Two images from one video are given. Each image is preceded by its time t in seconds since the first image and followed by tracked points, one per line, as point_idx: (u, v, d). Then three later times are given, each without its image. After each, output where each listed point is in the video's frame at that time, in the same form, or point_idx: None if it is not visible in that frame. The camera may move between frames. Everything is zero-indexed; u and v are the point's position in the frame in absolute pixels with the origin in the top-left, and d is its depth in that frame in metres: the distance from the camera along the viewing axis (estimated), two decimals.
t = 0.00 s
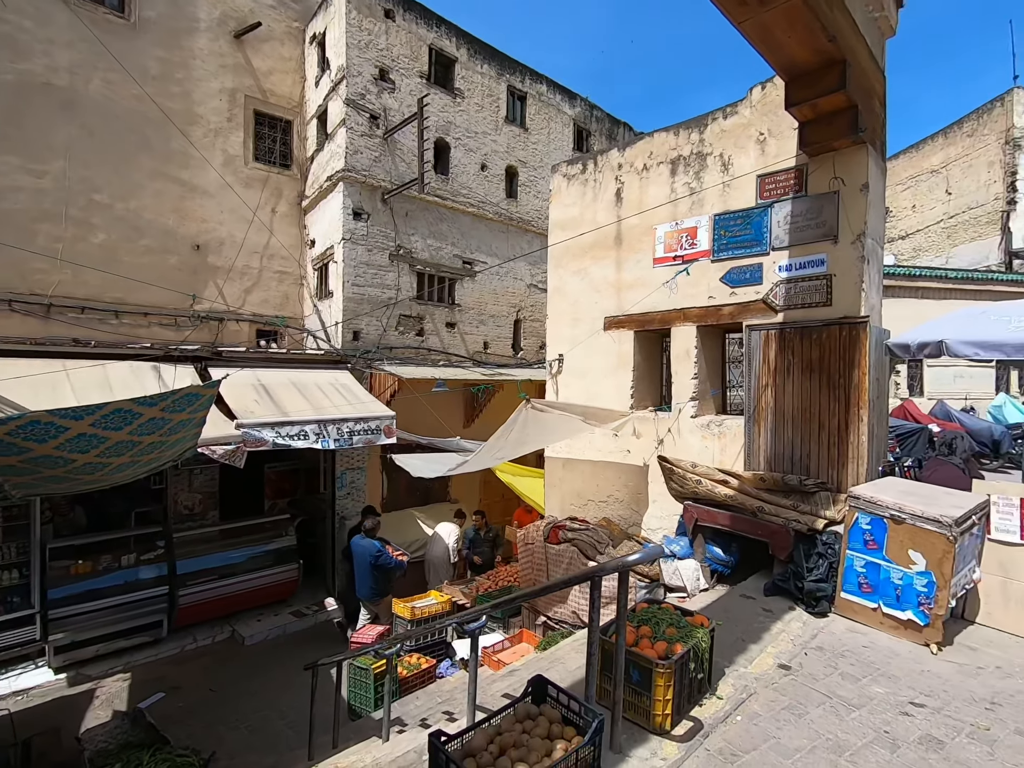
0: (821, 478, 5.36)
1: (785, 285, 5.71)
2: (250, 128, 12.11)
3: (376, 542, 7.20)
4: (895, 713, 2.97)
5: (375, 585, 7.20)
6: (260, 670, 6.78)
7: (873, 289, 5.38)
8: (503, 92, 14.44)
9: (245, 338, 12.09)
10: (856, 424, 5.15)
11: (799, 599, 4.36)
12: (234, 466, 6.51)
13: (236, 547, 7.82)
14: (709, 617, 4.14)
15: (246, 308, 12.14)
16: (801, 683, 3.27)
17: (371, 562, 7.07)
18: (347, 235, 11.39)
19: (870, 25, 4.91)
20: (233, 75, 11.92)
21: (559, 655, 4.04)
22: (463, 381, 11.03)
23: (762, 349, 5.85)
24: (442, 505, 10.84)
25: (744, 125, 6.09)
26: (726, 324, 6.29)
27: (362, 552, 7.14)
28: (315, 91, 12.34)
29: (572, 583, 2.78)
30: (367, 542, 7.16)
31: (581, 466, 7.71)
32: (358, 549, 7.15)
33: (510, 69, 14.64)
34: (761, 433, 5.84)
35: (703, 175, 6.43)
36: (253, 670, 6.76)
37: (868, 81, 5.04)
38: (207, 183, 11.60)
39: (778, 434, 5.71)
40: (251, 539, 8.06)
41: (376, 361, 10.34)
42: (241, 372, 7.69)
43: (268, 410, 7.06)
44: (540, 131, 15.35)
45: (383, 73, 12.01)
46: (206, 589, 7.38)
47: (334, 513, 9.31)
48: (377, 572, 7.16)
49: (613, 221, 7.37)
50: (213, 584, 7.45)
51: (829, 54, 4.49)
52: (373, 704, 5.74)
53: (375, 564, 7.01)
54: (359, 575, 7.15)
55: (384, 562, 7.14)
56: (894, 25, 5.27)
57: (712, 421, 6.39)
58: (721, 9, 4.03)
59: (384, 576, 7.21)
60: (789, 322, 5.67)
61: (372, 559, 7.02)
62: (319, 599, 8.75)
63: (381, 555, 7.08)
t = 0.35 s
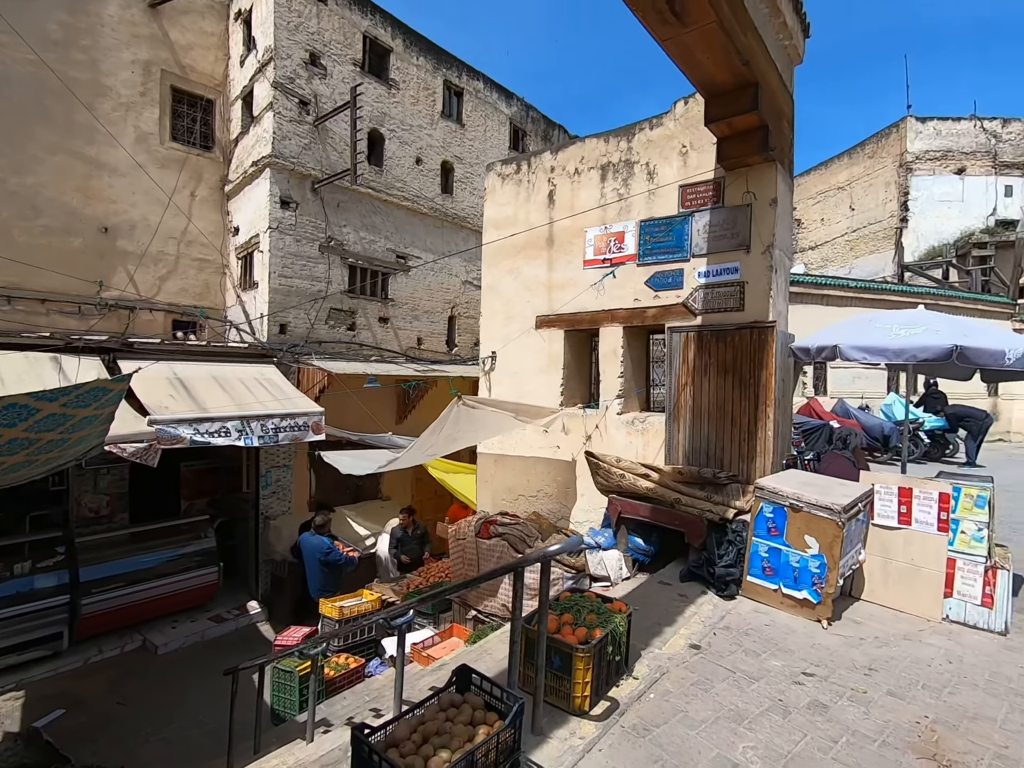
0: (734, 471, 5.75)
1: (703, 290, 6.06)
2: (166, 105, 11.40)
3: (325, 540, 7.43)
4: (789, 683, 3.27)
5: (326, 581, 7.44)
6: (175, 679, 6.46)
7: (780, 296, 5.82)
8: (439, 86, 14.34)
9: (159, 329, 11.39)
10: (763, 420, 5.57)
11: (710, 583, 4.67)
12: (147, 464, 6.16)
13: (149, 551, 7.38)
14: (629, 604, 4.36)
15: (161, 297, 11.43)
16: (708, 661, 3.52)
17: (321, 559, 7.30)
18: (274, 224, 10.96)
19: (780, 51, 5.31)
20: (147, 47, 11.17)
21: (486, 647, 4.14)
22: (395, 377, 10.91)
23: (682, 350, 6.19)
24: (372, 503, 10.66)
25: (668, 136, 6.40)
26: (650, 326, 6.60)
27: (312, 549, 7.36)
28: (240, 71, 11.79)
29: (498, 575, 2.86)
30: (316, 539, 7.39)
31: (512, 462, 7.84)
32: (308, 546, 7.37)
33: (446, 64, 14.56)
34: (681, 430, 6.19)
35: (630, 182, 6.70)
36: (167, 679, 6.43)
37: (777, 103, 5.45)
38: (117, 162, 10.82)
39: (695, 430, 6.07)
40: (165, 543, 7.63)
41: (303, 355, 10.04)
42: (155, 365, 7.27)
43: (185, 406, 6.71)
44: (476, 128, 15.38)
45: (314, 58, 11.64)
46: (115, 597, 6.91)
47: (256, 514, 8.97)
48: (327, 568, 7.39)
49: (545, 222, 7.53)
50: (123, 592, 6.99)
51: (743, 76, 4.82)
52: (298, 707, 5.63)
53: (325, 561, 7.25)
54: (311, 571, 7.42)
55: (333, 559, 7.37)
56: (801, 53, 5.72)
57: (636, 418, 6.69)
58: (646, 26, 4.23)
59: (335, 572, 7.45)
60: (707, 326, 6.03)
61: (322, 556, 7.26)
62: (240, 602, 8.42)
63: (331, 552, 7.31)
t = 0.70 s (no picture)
0: (651, 466, 6.08)
1: (626, 294, 6.35)
2: (68, 73, 10.52)
3: (262, 539, 7.30)
4: (693, 660, 3.54)
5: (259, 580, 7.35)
6: (73, 693, 6.04)
7: (696, 302, 6.19)
8: (372, 76, 14.07)
9: (58, 316, 10.51)
10: (678, 418, 5.93)
11: (627, 572, 4.93)
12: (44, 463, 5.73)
13: (42, 558, 6.85)
14: (550, 594, 4.53)
15: (60, 281, 10.54)
16: (622, 644, 3.74)
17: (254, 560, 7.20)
18: (192, 208, 10.39)
19: (698, 72, 5.66)
20: (46, 8, 10.26)
21: (410, 641, 4.18)
22: (321, 372, 10.64)
23: (606, 351, 6.46)
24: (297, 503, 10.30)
25: (596, 145, 6.65)
26: (576, 326, 6.84)
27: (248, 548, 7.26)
28: (155, 43, 11.08)
29: (420, 568, 2.91)
30: (253, 538, 7.26)
31: (441, 459, 7.87)
32: (245, 545, 7.23)
33: (380, 54, 14.30)
34: (604, 427, 6.46)
35: (560, 187, 6.91)
36: (63, 694, 6.00)
37: (696, 120, 5.81)
38: (8, 131, 9.87)
39: (617, 428, 6.36)
40: (62, 547, 7.11)
41: (223, 348, 9.60)
42: (53, 355, 6.73)
43: (87, 399, 6.26)
44: (411, 122, 15.22)
45: (238, 36, 11.12)
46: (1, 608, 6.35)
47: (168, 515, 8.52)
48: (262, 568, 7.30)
49: (477, 222, 7.61)
50: (11, 602, 6.44)
51: (664, 93, 5.11)
52: (213, 714, 5.45)
53: (258, 561, 7.11)
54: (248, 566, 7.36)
55: (267, 559, 7.22)
56: (718, 75, 6.12)
57: (562, 415, 6.91)
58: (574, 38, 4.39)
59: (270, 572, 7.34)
60: (629, 328, 6.32)
61: (256, 555, 7.12)
62: (148, 609, 7.97)
63: (262, 554, 7.18)
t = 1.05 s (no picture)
0: (567, 461, 6.33)
1: (545, 296, 6.57)
2: None
3: (175, 543, 6.91)
4: (601, 642, 3.79)
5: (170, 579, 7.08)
6: None
7: (609, 306, 6.52)
8: (289, 61, 13.53)
9: None
10: (592, 416, 6.22)
11: (542, 563, 5.12)
12: None
13: None
14: (468, 586, 4.64)
15: None
16: (536, 631, 3.92)
17: (162, 561, 6.88)
18: (82, 187, 9.56)
19: (613, 88, 5.97)
20: None
21: (326, 640, 4.14)
22: (231, 367, 10.14)
23: (525, 351, 6.65)
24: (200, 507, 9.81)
25: (517, 149, 6.82)
26: (497, 326, 6.99)
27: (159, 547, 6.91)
28: (38, 3, 10.06)
29: (336, 564, 2.91)
30: (166, 540, 6.89)
31: (360, 457, 7.76)
32: (155, 546, 6.91)
33: (298, 38, 13.77)
34: (523, 424, 6.65)
35: (482, 189, 7.02)
36: None
37: (610, 134, 6.13)
38: None
39: (535, 425, 6.57)
40: None
41: (118, 341, 8.92)
42: None
43: None
44: (330, 111, 14.78)
45: (138, 5, 10.35)
46: None
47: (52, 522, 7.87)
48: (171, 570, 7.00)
49: (399, 219, 7.57)
50: None
51: (581, 106, 5.35)
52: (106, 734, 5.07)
53: (163, 565, 6.80)
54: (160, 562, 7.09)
55: (175, 565, 6.87)
56: (631, 92, 6.48)
57: (482, 413, 7.03)
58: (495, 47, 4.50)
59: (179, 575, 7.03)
60: (547, 329, 6.54)
61: (162, 559, 6.80)
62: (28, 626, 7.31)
63: (171, 558, 6.84)
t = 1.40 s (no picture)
0: (478, 452, 6.43)
1: (456, 288, 6.60)
2: None
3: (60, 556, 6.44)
4: (510, 624, 3.93)
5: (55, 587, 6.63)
6: None
7: (519, 300, 6.66)
8: (176, 26, 12.47)
9: None
10: (503, 406, 6.35)
11: (454, 552, 5.18)
12: None
13: None
14: (378, 579, 4.61)
15: None
16: (447, 618, 3.99)
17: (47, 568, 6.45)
18: None
19: (521, 86, 6.10)
20: None
21: (225, 644, 3.95)
22: (111, 359, 9.27)
23: (436, 343, 6.65)
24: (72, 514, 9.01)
25: (427, 140, 6.78)
26: (407, 318, 6.93)
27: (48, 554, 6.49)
28: None
29: (236, 562, 2.79)
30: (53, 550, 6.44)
31: (262, 453, 7.40)
32: (42, 553, 6.49)
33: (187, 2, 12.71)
34: (434, 416, 6.66)
35: (391, 177, 6.91)
36: None
37: (519, 131, 6.25)
38: None
39: (447, 416, 6.61)
40: None
41: None
42: None
43: None
44: (224, 84, 13.81)
45: None
46: None
47: None
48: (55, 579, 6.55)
49: (303, 204, 7.27)
50: None
51: (490, 101, 5.43)
52: None
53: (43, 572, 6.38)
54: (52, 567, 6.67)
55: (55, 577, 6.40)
56: (539, 91, 6.65)
57: (393, 405, 6.95)
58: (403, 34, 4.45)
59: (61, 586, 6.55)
60: (458, 321, 6.57)
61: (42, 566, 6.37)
62: None
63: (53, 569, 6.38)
